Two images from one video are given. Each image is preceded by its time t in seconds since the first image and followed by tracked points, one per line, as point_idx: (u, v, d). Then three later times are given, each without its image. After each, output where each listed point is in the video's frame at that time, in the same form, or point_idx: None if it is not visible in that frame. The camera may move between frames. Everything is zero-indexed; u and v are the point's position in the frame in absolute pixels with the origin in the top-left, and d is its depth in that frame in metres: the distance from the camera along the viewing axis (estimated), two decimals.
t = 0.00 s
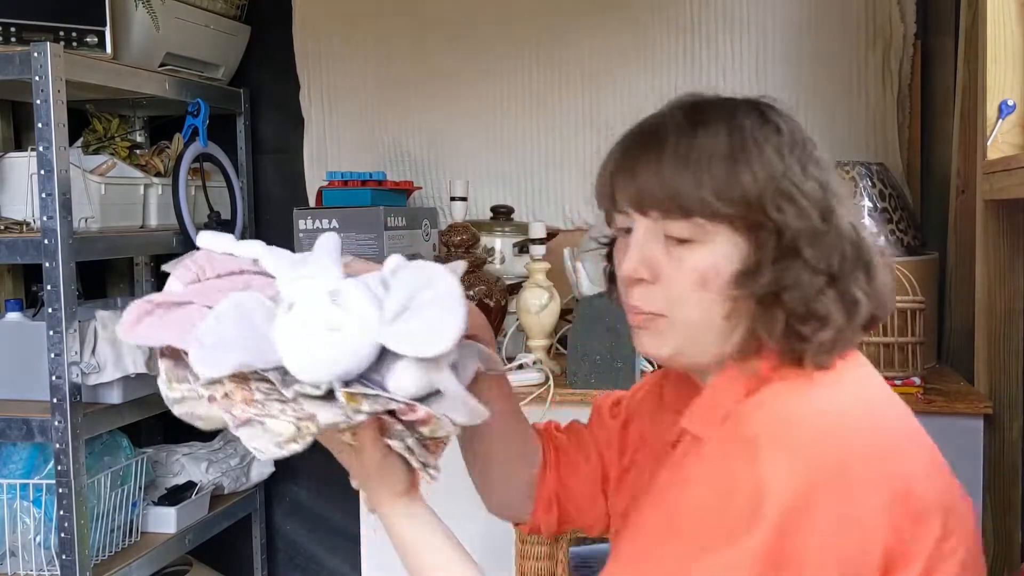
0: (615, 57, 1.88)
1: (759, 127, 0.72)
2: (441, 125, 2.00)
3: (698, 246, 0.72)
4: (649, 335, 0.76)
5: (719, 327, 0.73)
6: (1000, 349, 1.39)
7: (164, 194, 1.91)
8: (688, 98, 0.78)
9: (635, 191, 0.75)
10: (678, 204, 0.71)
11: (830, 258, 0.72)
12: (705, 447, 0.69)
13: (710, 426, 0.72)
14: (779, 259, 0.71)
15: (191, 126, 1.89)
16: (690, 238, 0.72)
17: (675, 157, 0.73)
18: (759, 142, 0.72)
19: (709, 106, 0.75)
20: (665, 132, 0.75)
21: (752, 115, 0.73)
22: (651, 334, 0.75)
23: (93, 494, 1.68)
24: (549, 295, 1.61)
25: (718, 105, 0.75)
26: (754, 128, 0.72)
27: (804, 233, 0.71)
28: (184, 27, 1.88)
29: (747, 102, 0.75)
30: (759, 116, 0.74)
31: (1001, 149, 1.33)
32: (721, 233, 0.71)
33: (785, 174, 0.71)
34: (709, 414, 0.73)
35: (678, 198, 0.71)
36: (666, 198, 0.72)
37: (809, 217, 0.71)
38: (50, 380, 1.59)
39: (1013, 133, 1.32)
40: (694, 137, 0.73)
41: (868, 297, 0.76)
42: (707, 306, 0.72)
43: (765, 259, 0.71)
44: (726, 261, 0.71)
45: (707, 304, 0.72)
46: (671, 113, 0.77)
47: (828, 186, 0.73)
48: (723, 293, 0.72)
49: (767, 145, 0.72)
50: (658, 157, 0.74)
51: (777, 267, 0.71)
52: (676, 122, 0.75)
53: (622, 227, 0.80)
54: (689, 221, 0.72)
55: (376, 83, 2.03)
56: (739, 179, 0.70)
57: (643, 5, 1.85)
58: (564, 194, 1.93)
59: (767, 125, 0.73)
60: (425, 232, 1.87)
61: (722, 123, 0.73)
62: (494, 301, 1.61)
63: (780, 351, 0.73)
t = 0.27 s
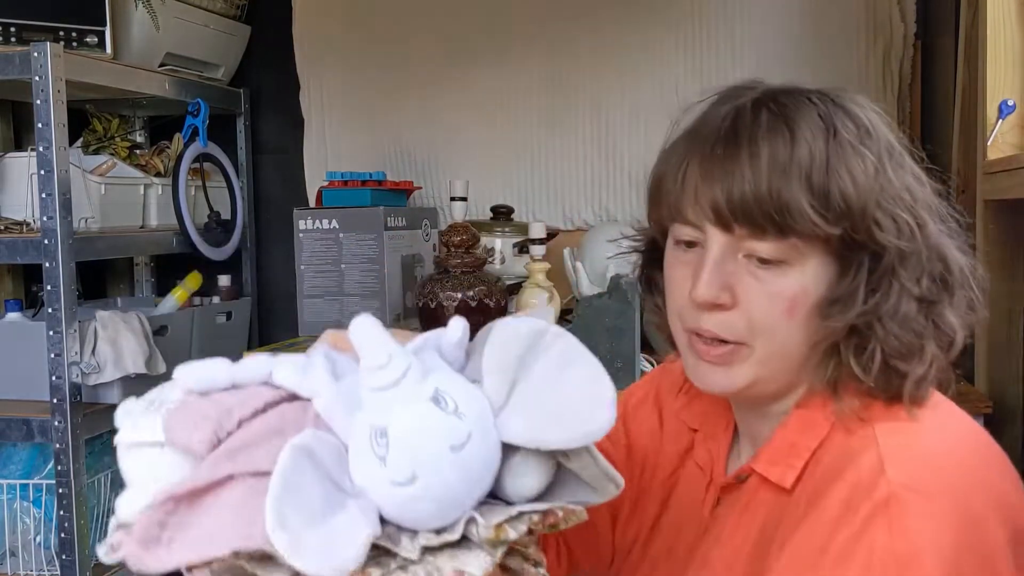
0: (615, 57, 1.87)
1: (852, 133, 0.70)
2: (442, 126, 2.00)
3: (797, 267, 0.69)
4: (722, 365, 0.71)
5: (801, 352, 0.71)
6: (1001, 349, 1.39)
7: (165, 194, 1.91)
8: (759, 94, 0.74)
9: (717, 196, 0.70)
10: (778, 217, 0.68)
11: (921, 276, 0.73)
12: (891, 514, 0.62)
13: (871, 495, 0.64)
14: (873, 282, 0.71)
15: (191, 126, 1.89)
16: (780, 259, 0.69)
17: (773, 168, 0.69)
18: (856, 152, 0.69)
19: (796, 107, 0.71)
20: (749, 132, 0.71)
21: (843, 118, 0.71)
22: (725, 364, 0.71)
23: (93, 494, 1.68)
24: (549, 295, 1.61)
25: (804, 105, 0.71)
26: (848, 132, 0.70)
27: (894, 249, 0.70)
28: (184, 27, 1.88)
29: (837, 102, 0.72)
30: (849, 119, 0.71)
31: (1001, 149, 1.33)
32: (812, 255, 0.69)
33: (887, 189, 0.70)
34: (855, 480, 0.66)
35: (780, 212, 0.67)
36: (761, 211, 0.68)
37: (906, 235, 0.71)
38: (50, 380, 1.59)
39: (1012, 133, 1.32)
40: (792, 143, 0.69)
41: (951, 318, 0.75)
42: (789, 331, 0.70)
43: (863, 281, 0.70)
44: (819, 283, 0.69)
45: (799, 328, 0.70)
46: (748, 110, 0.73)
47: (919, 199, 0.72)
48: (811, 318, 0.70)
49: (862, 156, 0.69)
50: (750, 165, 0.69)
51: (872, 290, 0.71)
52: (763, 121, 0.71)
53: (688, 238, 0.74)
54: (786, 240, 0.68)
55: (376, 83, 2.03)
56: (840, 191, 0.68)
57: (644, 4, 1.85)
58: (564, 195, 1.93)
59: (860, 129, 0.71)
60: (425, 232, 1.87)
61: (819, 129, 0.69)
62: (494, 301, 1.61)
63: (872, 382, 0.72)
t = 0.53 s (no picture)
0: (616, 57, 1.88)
1: (885, 136, 0.72)
2: (441, 126, 2.00)
3: (820, 276, 0.71)
4: (729, 374, 0.72)
5: (816, 367, 0.72)
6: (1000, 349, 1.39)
7: (165, 194, 1.91)
8: (787, 89, 0.75)
9: (740, 194, 0.72)
10: (804, 219, 0.69)
11: (950, 292, 0.75)
12: (971, 537, 0.69)
13: (951, 522, 0.69)
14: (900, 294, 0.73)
15: (191, 126, 1.88)
16: (799, 265, 0.70)
17: (799, 168, 0.70)
18: (888, 156, 0.71)
19: (825, 103, 0.72)
20: (775, 127, 0.72)
21: (876, 118, 0.73)
22: (733, 374, 0.72)
23: (93, 494, 1.68)
24: (548, 295, 1.61)
25: (835, 103, 0.72)
26: (879, 131, 0.72)
27: (924, 257, 0.72)
28: (184, 27, 1.88)
29: (871, 103, 0.74)
30: (881, 120, 0.73)
31: (1002, 148, 1.32)
32: (836, 264, 0.71)
33: (917, 198, 0.72)
34: (929, 507, 0.70)
35: (808, 214, 0.69)
36: (788, 213, 0.70)
37: (937, 245, 0.73)
38: (50, 380, 1.59)
39: (1013, 133, 1.32)
40: (822, 142, 0.70)
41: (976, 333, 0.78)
42: (808, 344, 0.71)
43: (889, 291, 0.72)
44: (843, 292, 0.71)
45: (820, 339, 0.71)
46: (774, 105, 0.74)
47: (951, 210, 0.74)
48: (831, 331, 0.72)
49: (895, 162, 0.71)
50: (776, 162, 0.71)
51: (898, 303, 0.73)
52: (791, 118, 0.72)
53: (702, 242, 0.75)
54: (809, 246, 0.70)
55: (376, 84, 2.03)
56: (870, 196, 0.70)
57: (644, 4, 1.85)
58: (565, 195, 1.93)
59: (891, 130, 0.72)
60: (425, 232, 1.88)
61: (851, 129, 0.71)
62: (494, 301, 1.61)
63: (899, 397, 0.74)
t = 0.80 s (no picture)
0: (615, 57, 1.87)
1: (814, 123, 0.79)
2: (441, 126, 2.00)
3: (758, 259, 0.77)
4: (676, 368, 0.77)
5: (760, 355, 0.78)
6: (1000, 348, 1.38)
7: (164, 194, 1.91)
8: (719, 82, 0.82)
9: (673, 187, 0.77)
10: (736, 205, 0.75)
11: (888, 275, 0.82)
12: (966, 524, 0.78)
13: (944, 510, 0.78)
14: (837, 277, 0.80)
15: (191, 126, 1.88)
16: (737, 251, 0.76)
17: (730, 156, 0.76)
18: (818, 143, 0.78)
19: (752, 94, 0.79)
20: (705, 118, 0.79)
21: (807, 106, 0.80)
22: (680, 368, 0.77)
23: (92, 494, 1.68)
24: (548, 295, 1.62)
25: (765, 93, 0.80)
26: (809, 120, 0.79)
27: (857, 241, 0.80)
28: (183, 26, 1.88)
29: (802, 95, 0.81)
30: (814, 108, 0.80)
31: (1002, 148, 1.32)
32: (773, 246, 0.77)
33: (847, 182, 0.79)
34: (919, 496, 0.79)
35: (739, 201, 0.75)
36: (720, 200, 0.75)
37: (871, 227, 0.80)
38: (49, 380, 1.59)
39: (1013, 133, 1.31)
40: (751, 131, 0.77)
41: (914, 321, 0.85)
42: (751, 331, 0.77)
43: (825, 276, 0.79)
44: (780, 277, 0.78)
45: (762, 326, 0.78)
46: (704, 96, 0.81)
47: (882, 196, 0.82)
48: (775, 315, 0.78)
49: (825, 150, 0.78)
50: (706, 150, 0.77)
51: (836, 287, 0.80)
52: (720, 108, 0.79)
53: (640, 238, 0.81)
54: (743, 231, 0.76)
55: (376, 84, 2.03)
56: (802, 182, 0.76)
57: (644, 3, 1.85)
58: (564, 195, 1.93)
59: (821, 117, 0.80)
60: (424, 232, 1.88)
61: (780, 116, 0.78)
62: (493, 301, 1.61)
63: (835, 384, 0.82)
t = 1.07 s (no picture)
0: (615, 57, 1.88)
1: (743, 112, 0.80)
2: (440, 126, 2.00)
3: (699, 251, 0.77)
4: (632, 366, 0.77)
5: (711, 346, 0.78)
6: (999, 349, 1.38)
7: (164, 194, 1.91)
8: (650, 83, 0.84)
9: (608, 190, 0.78)
10: (668, 202, 0.76)
11: (826, 259, 0.83)
12: (910, 507, 0.77)
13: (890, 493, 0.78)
14: (777, 262, 0.80)
15: (191, 126, 1.88)
16: (677, 246, 0.77)
17: (659, 153, 0.77)
18: (749, 132, 0.79)
19: (679, 92, 0.80)
20: (635, 118, 0.80)
21: (736, 97, 0.80)
22: (636, 365, 0.77)
23: (92, 494, 1.68)
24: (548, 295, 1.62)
25: (693, 89, 0.81)
26: (738, 111, 0.79)
27: (796, 230, 0.80)
28: (183, 26, 1.88)
29: (730, 86, 0.82)
30: (742, 98, 0.81)
31: (1001, 148, 1.33)
32: (714, 238, 0.77)
33: (780, 169, 0.79)
34: (866, 482, 0.79)
35: (671, 198, 0.76)
36: (653, 198, 0.76)
37: (806, 213, 0.81)
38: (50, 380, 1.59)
39: (1013, 133, 1.32)
40: (678, 127, 0.78)
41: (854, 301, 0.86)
42: (701, 322, 0.77)
43: (766, 262, 0.79)
44: (723, 269, 0.78)
45: (709, 316, 0.77)
46: (635, 97, 0.83)
47: (817, 181, 0.82)
48: (720, 305, 0.78)
49: (757, 139, 0.79)
50: (637, 150, 0.78)
51: (776, 271, 0.80)
52: (649, 108, 0.80)
53: (587, 240, 0.82)
54: (681, 225, 0.76)
55: (375, 83, 2.03)
56: (735, 175, 0.77)
57: (643, 4, 1.85)
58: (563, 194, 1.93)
59: (751, 107, 0.80)
60: (424, 232, 1.88)
61: (708, 109, 0.79)
62: (493, 301, 1.61)
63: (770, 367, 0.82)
